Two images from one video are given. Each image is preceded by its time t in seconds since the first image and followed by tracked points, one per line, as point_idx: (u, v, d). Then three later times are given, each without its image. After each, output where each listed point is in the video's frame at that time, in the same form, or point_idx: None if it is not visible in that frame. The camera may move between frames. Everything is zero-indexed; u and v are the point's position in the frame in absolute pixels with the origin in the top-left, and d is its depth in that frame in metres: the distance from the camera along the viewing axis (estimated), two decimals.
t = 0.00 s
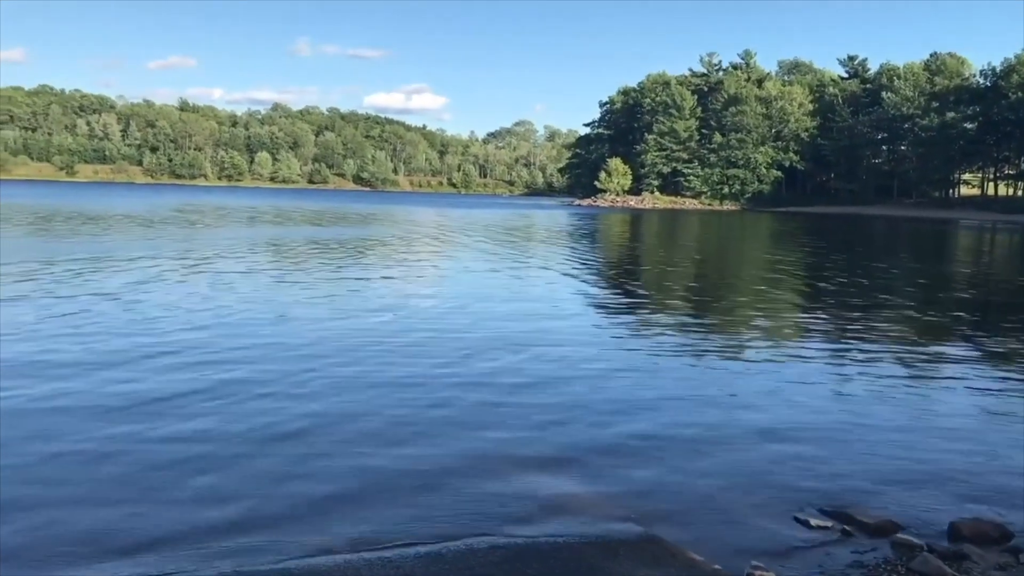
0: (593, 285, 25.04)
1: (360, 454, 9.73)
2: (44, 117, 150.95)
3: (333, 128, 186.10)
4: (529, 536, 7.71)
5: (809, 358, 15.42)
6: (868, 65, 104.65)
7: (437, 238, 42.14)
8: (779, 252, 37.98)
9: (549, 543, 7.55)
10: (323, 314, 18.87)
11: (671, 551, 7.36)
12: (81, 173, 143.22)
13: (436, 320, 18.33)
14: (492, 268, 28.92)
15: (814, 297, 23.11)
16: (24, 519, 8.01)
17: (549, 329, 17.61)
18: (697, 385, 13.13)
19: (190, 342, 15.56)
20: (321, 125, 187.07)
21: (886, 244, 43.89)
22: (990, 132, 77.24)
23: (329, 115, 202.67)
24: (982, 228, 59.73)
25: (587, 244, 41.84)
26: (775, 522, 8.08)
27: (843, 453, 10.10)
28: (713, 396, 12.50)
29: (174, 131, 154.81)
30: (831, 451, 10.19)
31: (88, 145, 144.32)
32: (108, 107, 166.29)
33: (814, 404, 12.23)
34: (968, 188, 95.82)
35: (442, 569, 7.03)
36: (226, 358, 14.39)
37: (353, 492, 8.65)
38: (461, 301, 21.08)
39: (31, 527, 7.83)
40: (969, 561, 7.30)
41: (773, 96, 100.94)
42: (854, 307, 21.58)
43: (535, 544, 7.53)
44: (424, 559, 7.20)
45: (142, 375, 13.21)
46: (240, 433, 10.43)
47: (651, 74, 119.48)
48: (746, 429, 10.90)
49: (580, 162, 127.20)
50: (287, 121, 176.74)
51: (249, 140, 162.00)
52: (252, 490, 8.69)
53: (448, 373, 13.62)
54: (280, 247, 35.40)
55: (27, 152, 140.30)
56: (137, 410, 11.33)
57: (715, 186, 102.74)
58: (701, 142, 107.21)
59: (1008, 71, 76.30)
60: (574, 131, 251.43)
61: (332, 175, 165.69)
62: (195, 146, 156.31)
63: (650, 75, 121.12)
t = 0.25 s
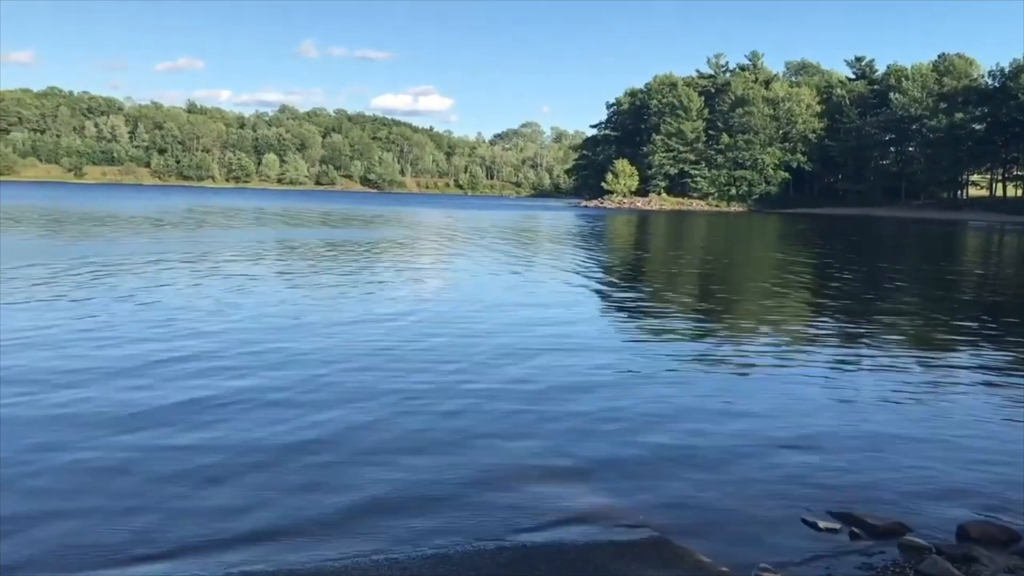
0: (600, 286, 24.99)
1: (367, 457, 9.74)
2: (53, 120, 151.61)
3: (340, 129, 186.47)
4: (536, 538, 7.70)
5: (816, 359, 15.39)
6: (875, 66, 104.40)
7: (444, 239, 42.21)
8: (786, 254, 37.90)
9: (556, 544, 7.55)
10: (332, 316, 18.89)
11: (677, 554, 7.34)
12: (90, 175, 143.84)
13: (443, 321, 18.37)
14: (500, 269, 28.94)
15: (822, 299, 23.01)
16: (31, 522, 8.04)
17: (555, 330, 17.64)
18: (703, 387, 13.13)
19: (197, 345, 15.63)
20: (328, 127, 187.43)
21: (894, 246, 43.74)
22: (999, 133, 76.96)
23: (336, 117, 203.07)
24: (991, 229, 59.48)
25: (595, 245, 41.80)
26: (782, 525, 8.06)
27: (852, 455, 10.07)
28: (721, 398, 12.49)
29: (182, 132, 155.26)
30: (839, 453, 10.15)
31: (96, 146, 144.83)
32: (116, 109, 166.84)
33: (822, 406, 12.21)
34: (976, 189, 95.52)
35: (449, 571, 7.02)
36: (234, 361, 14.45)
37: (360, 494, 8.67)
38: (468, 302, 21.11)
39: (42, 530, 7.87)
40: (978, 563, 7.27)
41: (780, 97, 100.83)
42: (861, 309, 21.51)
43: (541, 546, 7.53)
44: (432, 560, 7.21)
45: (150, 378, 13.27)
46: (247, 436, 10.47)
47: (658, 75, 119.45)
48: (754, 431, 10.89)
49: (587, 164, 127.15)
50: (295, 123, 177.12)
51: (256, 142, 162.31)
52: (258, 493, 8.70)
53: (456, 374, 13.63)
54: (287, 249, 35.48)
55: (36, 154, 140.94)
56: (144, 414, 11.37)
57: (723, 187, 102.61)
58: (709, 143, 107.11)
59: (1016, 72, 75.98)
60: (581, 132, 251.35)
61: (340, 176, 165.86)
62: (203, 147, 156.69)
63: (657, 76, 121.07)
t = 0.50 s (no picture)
0: (607, 286, 24.96)
1: (374, 456, 9.75)
2: (60, 120, 152.10)
3: (346, 129, 186.77)
4: (543, 537, 7.69)
5: (823, 359, 15.37)
6: (882, 65, 104.16)
7: (449, 240, 42.21)
8: (794, 254, 37.78)
9: (563, 543, 7.55)
10: (340, 315, 18.94)
11: (684, 554, 7.32)
12: (97, 174, 144.29)
13: (449, 321, 18.38)
14: (506, 269, 28.95)
15: (830, 300, 22.94)
16: (38, 519, 8.05)
17: (561, 330, 17.62)
18: (710, 386, 13.11)
19: (204, 344, 15.66)
20: (334, 127, 187.75)
21: (901, 246, 43.60)
22: (1007, 132, 76.54)
23: (342, 117, 203.40)
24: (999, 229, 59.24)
25: (601, 245, 41.79)
26: (790, 525, 8.04)
27: (860, 455, 10.04)
28: (727, 398, 12.48)
29: (189, 133, 155.73)
30: (846, 453, 10.13)
31: (104, 146, 145.29)
32: (123, 109, 167.40)
33: (829, 405, 12.19)
34: (984, 189, 95.17)
35: (457, 570, 7.01)
36: (241, 359, 14.46)
37: (366, 491, 8.72)
38: (475, 302, 21.11)
39: (49, 526, 7.90)
40: (986, 565, 7.23)
41: (787, 97, 100.72)
42: (868, 308, 21.45)
43: (548, 545, 7.52)
44: (439, 559, 7.21)
45: (157, 375, 13.30)
46: (253, 434, 10.48)
47: (664, 75, 119.43)
48: (761, 431, 10.87)
49: (592, 163, 127.11)
50: (301, 123, 177.38)
51: (263, 142, 162.54)
52: (264, 492, 8.71)
53: (463, 374, 13.66)
54: (294, 248, 35.62)
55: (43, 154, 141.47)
56: (151, 411, 11.39)
57: (729, 186, 102.45)
58: (715, 143, 107.00)
59: None
60: (587, 133, 251.30)
61: (346, 176, 165.99)
62: (209, 147, 157.07)
63: (664, 76, 121.02)
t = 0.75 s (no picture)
0: (613, 284, 24.90)
1: (379, 450, 9.74)
2: (68, 117, 152.51)
3: (353, 127, 186.95)
4: (548, 533, 7.68)
5: (830, 357, 15.32)
6: (890, 63, 103.82)
7: (455, 238, 42.19)
8: (801, 252, 37.65)
9: (570, 540, 7.54)
10: (346, 312, 18.95)
11: (690, 552, 7.29)
12: (104, 172, 144.68)
13: (454, 318, 18.34)
14: (512, 267, 28.93)
15: (836, 298, 22.85)
16: (42, 511, 8.05)
17: (566, 327, 17.58)
18: (715, 383, 13.06)
19: (208, 339, 15.65)
20: (341, 125, 187.95)
21: (908, 244, 43.46)
22: (1015, 129, 76.22)
23: (349, 115, 203.59)
24: (1007, 228, 59.06)
25: (607, 243, 41.74)
26: (797, 522, 8.01)
27: (866, 454, 10.01)
28: (734, 396, 12.45)
29: (196, 131, 156.06)
30: (853, 451, 10.09)
31: (111, 144, 145.71)
32: (131, 107, 167.86)
33: (836, 404, 12.14)
34: (992, 187, 94.90)
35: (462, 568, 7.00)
36: (245, 355, 14.46)
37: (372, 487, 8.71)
38: (480, 300, 21.07)
39: (57, 520, 7.92)
40: (995, 564, 7.20)
41: (794, 95, 100.44)
42: (875, 307, 21.36)
43: (554, 541, 7.49)
44: (446, 556, 7.20)
45: (160, 370, 13.30)
46: (257, 428, 10.47)
47: (671, 72, 119.28)
48: (766, 428, 10.85)
49: (598, 161, 127.01)
50: (308, 121, 177.53)
51: (270, 140, 162.58)
52: (268, 486, 8.70)
53: (469, 371, 13.66)
54: (301, 246, 35.64)
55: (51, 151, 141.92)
56: (156, 404, 11.39)
57: (736, 184, 102.21)
58: (722, 141, 106.81)
59: None
60: (593, 131, 251.18)
61: (352, 174, 166.06)
62: (216, 145, 157.37)
63: (671, 74, 120.84)
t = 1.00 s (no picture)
0: (619, 282, 24.84)
1: (385, 450, 9.77)
2: (75, 115, 153.05)
3: (359, 125, 187.05)
4: (555, 533, 7.67)
5: (837, 355, 15.31)
6: (897, 60, 103.43)
7: (461, 236, 42.14)
8: (808, 250, 37.52)
9: (576, 539, 7.54)
10: (351, 310, 18.93)
11: (697, 550, 7.30)
12: (111, 170, 145.28)
13: (459, 316, 18.37)
14: (517, 265, 28.90)
15: (842, 296, 22.74)
16: (51, 513, 8.09)
17: (572, 326, 17.60)
18: (721, 382, 13.07)
19: (215, 339, 15.67)
20: (347, 122, 188.07)
21: (916, 242, 43.24)
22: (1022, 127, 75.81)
23: (355, 112, 203.72)
24: (1015, 225, 58.82)
25: (613, 241, 41.75)
26: (805, 522, 7.99)
27: (872, 451, 10.03)
28: (741, 394, 12.42)
29: (202, 128, 156.33)
30: (860, 450, 10.05)
31: (117, 142, 146.09)
32: (138, 104, 168.29)
33: (843, 403, 12.10)
34: (1000, 185, 94.50)
35: (469, 565, 7.03)
36: (252, 354, 14.50)
37: (377, 486, 8.72)
38: (486, 298, 21.07)
39: (64, 520, 7.94)
40: (1003, 563, 7.17)
41: (801, 92, 100.09)
42: (883, 305, 21.30)
43: (561, 541, 7.50)
44: (452, 554, 7.20)
45: (166, 370, 13.33)
46: (264, 428, 10.51)
47: (677, 70, 119.10)
48: (774, 428, 10.81)
49: (605, 158, 126.91)
50: (314, 119, 177.75)
51: (276, 137, 162.62)
52: (274, 486, 8.74)
53: (475, 370, 13.65)
54: (307, 244, 35.68)
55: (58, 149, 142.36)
56: (164, 406, 11.44)
57: (742, 182, 102.00)
58: (728, 138, 106.61)
59: None
60: (599, 128, 250.84)
61: (358, 172, 166.20)
62: (223, 143, 157.61)
63: (677, 71, 120.72)
